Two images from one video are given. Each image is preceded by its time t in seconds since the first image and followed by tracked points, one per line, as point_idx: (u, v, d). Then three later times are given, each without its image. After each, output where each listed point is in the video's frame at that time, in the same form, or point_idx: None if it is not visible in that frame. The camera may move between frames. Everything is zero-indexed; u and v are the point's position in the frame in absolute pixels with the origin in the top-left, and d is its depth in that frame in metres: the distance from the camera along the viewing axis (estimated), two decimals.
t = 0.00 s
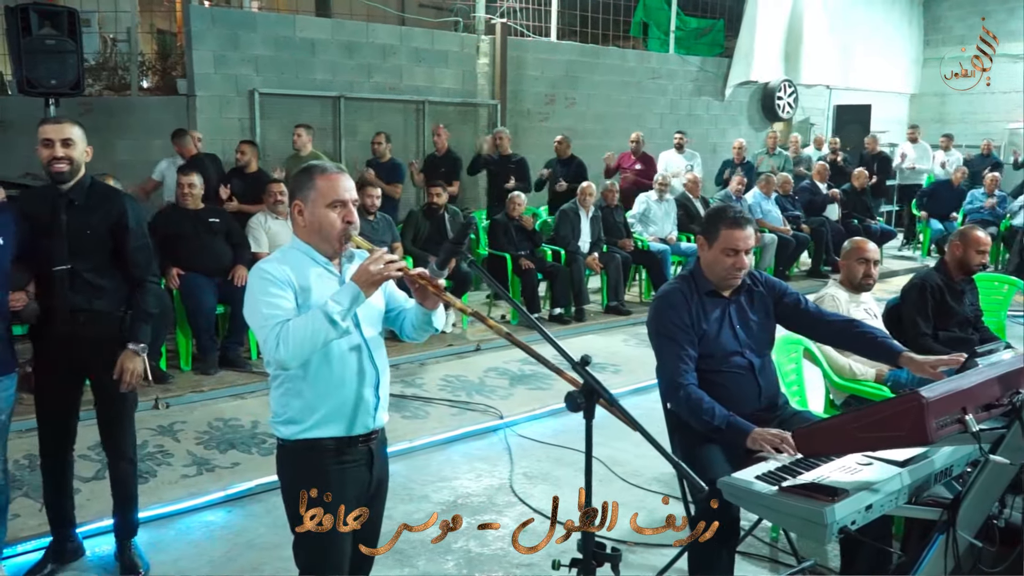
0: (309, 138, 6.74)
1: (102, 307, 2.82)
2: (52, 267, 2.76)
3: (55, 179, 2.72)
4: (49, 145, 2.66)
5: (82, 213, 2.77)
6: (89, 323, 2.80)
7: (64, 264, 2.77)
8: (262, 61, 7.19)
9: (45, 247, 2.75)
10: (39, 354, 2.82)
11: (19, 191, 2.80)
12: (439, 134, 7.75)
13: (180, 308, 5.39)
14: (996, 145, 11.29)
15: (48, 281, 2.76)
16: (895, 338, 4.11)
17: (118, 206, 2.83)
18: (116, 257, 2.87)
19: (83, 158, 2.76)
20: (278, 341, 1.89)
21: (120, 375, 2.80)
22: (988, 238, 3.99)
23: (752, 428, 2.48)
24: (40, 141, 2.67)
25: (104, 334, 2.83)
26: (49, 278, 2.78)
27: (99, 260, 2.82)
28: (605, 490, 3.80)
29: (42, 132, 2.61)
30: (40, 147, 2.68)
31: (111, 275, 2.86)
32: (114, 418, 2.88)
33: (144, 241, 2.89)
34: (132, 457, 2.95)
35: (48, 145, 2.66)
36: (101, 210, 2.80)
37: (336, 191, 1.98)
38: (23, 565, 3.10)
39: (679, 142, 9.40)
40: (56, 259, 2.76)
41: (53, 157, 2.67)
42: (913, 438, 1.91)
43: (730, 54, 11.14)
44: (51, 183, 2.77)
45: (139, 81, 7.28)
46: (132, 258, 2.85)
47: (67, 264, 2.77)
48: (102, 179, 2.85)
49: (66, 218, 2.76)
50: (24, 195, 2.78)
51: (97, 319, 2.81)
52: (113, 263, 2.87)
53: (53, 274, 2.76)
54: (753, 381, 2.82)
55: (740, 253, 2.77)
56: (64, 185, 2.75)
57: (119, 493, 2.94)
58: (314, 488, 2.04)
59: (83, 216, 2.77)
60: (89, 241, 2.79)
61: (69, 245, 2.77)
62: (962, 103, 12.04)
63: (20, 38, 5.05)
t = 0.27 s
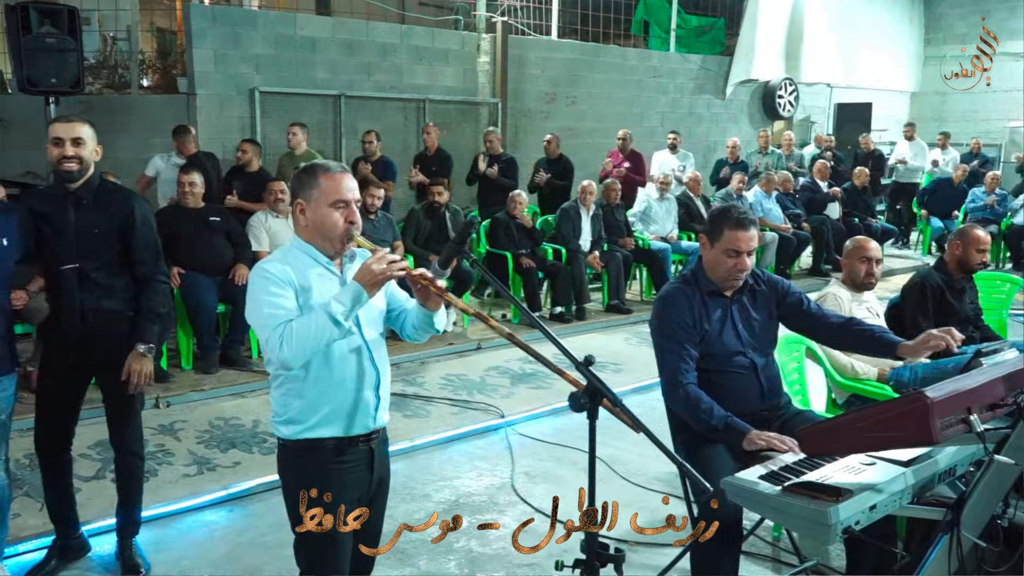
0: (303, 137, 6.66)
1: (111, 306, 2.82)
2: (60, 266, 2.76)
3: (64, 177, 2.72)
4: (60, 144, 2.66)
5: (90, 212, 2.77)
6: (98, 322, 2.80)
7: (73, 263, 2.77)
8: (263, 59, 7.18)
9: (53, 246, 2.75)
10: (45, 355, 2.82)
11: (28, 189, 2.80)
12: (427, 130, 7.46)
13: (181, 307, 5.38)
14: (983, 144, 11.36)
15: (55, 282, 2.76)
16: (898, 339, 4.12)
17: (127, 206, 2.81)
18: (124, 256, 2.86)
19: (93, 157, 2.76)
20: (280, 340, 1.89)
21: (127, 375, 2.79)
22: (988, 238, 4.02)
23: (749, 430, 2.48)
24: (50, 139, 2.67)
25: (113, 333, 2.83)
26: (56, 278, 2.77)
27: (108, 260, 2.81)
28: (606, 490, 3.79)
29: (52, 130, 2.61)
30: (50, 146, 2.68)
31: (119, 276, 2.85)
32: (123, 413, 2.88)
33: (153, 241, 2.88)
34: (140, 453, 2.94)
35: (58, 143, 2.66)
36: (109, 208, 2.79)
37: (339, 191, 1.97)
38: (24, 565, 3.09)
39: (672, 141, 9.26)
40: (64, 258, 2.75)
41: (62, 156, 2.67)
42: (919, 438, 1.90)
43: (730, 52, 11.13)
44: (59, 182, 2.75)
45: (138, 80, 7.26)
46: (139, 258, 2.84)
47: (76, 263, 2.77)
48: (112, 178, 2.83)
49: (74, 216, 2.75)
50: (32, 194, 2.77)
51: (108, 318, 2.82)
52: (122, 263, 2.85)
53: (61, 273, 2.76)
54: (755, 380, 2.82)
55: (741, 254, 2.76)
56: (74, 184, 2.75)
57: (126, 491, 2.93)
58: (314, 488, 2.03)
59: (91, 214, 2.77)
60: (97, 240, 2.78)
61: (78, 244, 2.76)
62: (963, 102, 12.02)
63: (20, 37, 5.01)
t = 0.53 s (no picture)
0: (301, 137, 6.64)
1: (100, 306, 2.81)
2: (51, 265, 2.75)
3: (57, 176, 2.70)
4: (51, 143, 2.65)
5: (82, 210, 2.75)
6: (89, 323, 2.79)
7: (63, 261, 2.75)
8: (263, 59, 7.17)
9: (44, 244, 2.74)
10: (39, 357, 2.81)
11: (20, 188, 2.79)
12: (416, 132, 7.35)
13: (180, 308, 5.37)
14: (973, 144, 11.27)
15: (46, 282, 2.75)
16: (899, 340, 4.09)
17: (119, 204, 2.81)
18: (116, 254, 2.85)
19: (85, 157, 2.75)
20: (281, 343, 1.87)
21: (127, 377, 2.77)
22: (983, 235, 4.02)
23: (744, 431, 2.45)
24: (42, 139, 2.65)
25: (104, 333, 2.82)
26: (47, 279, 2.76)
27: (99, 258, 2.80)
28: (607, 491, 3.78)
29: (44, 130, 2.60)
30: (41, 146, 2.67)
31: (110, 275, 2.84)
32: (115, 417, 2.87)
33: (144, 239, 2.86)
34: (136, 453, 2.93)
35: (49, 143, 2.65)
36: (100, 207, 2.78)
37: (346, 192, 1.96)
38: (24, 566, 3.08)
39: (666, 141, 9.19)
40: (56, 256, 2.74)
41: (55, 155, 2.65)
42: (922, 440, 1.89)
43: (731, 52, 11.13)
44: (51, 181, 2.74)
45: (138, 80, 7.25)
46: (131, 256, 2.83)
47: (66, 261, 2.76)
48: (103, 177, 2.82)
49: (66, 215, 2.74)
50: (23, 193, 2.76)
51: (96, 319, 2.80)
52: (114, 262, 2.85)
53: (51, 271, 2.74)
54: (755, 380, 2.80)
55: (745, 254, 2.76)
56: (65, 183, 2.73)
57: (122, 492, 2.92)
58: (314, 488, 2.02)
59: (82, 213, 2.75)
60: (88, 238, 2.77)
61: (69, 243, 2.75)
62: (963, 102, 12.01)
63: (19, 37, 4.98)
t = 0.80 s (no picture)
0: (299, 140, 6.62)
1: (94, 309, 2.79)
2: (46, 267, 2.73)
3: (51, 179, 2.70)
4: (45, 145, 2.65)
5: (77, 213, 2.74)
6: (85, 326, 2.78)
7: (59, 263, 2.73)
8: (263, 62, 7.16)
9: (39, 246, 2.72)
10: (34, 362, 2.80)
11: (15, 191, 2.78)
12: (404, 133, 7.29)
13: (180, 310, 5.36)
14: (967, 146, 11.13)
15: (40, 284, 2.73)
16: (899, 342, 4.07)
17: (114, 207, 2.80)
18: (111, 257, 2.83)
19: (80, 159, 2.75)
20: (284, 344, 1.86)
21: (110, 381, 2.78)
22: (983, 238, 3.99)
23: (752, 433, 2.42)
24: (36, 141, 2.66)
25: (99, 338, 2.81)
26: (42, 281, 2.74)
27: (95, 260, 2.79)
28: (608, 494, 3.77)
29: (38, 132, 2.60)
30: (36, 148, 2.68)
31: (105, 278, 2.82)
32: (113, 421, 2.86)
33: (140, 242, 2.85)
34: (132, 456, 2.93)
35: (43, 145, 2.65)
36: (96, 210, 2.77)
37: (353, 193, 1.95)
38: (21, 570, 3.07)
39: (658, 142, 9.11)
40: (49, 258, 2.72)
41: (48, 158, 2.66)
42: (925, 444, 1.88)
43: (731, 54, 11.12)
44: (46, 184, 2.73)
45: (138, 82, 7.24)
46: (126, 259, 2.82)
47: (61, 264, 2.74)
48: (99, 180, 2.81)
49: (61, 217, 2.72)
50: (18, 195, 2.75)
51: (93, 321, 2.79)
52: (109, 264, 2.83)
53: (46, 274, 2.73)
54: (759, 383, 2.79)
55: (751, 255, 2.76)
56: (60, 185, 2.72)
57: (120, 495, 2.92)
58: (313, 489, 2.01)
59: (77, 215, 2.74)
60: (83, 241, 2.76)
61: (64, 245, 2.73)
62: (964, 104, 12.02)
63: (19, 40, 4.96)
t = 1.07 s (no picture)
0: (291, 135, 6.56)
1: (95, 304, 2.78)
2: (46, 262, 2.72)
3: (50, 173, 2.69)
4: (44, 140, 2.64)
5: (77, 207, 2.73)
6: (85, 320, 2.78)
7: (58, 259, 2.73)
8: (262, 57, 7.15)
9: (38, 241, 2.71)
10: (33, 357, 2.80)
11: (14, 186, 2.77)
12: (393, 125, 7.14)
13: (179, 305, 5.35)
14: (964, 142, 11.16)
15: (40, 278, 2.72)
16: (899, 336, 4.08)
17: (115, 201, 2.79)
18: (111, 252, 2.82)
19: (80, 154, 2.74)
20: (285, 335, 1.85)
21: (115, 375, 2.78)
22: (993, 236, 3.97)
23: (758, 426, 2.48)
24: (36, 135, 2.65)
25: (98, 333, 2.80)
26: (42, 276, 2.73)
27: (95, 255, 2.78)
28: (608, 489, 3.76)
29: (37, 126, 2.59)
30: (35, 143, 2.67)
31: (105, 272, 2.82)
32: (114, 416, 2.86)
33: (139, 237, 2.84)
34: (132, 451, 2.92)
35: (43, 139, 2.64)
36: (96, 204, 2.76)
37: (349, 185, 1.94)
38: (20, 565, 3.07)
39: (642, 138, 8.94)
40: (49, 253, 2.71)
41: (47, 152, 2.65)
42: (925, 437, 1.88)
43: (731, 50, 11.10)
44: (46, 178, 2.73)
45: (137, 77, 7.22)
46: (126, 254, 2.81)
47: (61, 259, 2.73)
48: (99, 174, 2.81)
49: (61, 212, 2.72)
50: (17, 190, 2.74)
51: (93, 316, 2.79)
52: (109, 259, 2.82)
53: (46, 269, 2.72)
54: (760, 376, 2.79)
55: (751, 250, 2.74)
56: (60, 180, 2.71)
57: (120, 490, 2.91)
58: (314, 485, 2.01)
59: (77, 210, 2.73)
60: (83, 235, 2.75)
61: (64, 240, 2.73)
62: (965, 100, 12.00)
63: (18, 34, 4.92)
